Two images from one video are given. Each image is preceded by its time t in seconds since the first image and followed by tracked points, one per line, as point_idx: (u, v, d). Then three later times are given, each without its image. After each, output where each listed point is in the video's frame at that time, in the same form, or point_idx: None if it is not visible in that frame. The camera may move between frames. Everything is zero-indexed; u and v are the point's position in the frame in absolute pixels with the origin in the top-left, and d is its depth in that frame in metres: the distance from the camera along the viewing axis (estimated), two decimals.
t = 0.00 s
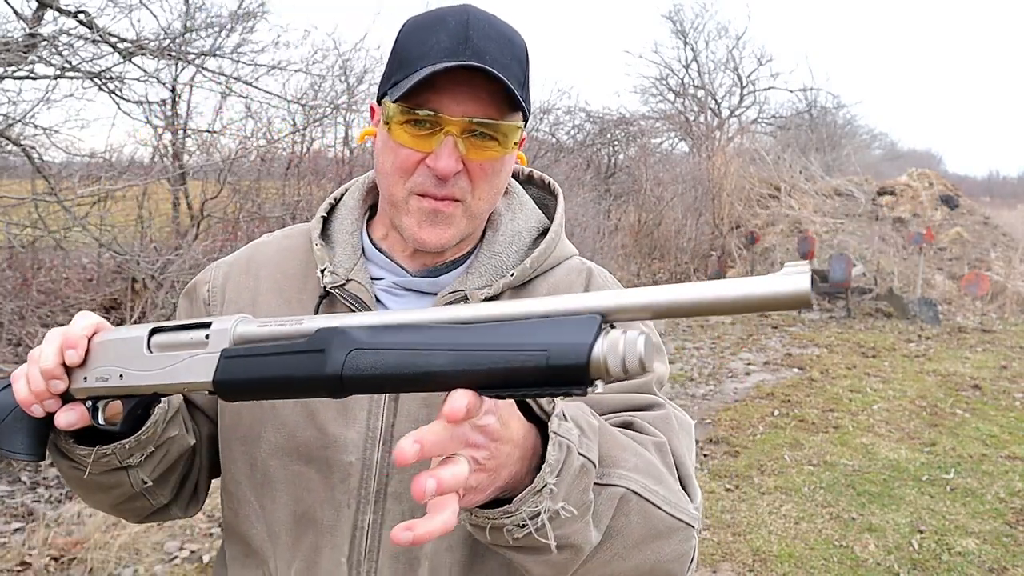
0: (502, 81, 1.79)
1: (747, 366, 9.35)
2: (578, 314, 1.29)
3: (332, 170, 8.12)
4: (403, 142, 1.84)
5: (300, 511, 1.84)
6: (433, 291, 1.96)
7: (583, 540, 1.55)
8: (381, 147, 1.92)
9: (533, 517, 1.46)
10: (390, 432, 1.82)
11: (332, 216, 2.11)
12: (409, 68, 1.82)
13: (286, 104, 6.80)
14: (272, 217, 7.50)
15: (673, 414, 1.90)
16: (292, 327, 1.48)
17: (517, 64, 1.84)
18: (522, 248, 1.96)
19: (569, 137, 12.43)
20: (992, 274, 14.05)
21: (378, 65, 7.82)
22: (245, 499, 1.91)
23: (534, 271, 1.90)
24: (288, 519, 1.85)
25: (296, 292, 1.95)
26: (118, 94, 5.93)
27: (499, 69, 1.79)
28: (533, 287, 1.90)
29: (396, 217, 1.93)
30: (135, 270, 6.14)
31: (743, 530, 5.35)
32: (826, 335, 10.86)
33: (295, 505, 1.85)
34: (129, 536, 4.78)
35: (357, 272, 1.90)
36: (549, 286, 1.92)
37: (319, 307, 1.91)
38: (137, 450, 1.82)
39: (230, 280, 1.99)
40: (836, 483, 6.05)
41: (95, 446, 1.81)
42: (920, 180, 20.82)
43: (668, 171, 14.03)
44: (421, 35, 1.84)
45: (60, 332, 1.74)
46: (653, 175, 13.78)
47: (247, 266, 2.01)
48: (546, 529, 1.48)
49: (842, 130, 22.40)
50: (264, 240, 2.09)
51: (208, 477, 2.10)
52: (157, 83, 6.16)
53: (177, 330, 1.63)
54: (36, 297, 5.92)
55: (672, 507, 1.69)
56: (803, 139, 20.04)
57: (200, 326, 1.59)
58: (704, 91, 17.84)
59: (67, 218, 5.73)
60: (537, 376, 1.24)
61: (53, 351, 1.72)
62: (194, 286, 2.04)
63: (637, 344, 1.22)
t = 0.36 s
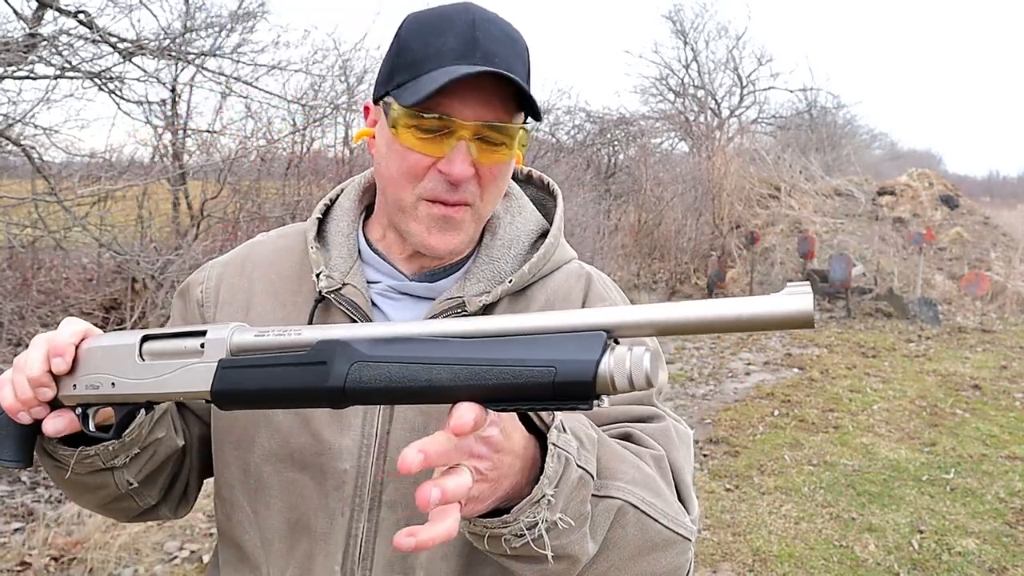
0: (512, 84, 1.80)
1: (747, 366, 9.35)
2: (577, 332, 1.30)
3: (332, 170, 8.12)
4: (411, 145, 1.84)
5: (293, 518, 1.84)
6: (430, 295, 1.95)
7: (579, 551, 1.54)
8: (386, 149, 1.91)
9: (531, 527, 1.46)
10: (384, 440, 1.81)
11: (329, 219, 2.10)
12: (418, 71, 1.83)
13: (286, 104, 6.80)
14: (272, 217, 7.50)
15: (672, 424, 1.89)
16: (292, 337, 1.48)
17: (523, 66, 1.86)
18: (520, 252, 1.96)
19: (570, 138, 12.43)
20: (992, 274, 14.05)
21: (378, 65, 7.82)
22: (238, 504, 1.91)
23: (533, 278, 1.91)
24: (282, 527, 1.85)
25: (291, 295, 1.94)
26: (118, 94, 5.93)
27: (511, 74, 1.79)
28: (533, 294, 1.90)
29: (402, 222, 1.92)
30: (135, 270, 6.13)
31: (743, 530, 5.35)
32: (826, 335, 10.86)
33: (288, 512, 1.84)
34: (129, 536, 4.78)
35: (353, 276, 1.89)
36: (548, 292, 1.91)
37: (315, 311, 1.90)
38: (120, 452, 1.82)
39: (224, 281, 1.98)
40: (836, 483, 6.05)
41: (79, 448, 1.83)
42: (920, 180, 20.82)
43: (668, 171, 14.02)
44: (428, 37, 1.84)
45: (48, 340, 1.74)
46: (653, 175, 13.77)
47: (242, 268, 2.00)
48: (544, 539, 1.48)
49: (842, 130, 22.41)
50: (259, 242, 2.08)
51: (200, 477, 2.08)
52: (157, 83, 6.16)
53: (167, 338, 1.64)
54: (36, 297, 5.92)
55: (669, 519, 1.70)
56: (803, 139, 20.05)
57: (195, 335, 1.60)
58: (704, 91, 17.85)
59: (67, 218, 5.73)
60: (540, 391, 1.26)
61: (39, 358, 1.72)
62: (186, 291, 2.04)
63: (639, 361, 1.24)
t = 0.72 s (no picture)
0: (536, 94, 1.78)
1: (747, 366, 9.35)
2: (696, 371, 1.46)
3: (332, 169, 8.13)
4: (435, 151, 1.78)
5: (331, 521, 1.74)
6: (455, 293, 1.92)
7: (639, 549, 1.60)
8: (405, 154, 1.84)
9: (605, 529, 1.54)
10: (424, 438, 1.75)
11: (340, 213, 1.96)
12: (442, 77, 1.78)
13: (286, 104, 6.80)
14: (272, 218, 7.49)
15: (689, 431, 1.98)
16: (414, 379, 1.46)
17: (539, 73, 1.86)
18: (534, 251, 1.97)
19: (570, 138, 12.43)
20: (992, 274, 14.05)
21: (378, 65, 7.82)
22: (264, 508, 1.77)
23: (551, 278, 1.93)
24: (317, 530, 1.74)
25: (311, 295, 1.84)
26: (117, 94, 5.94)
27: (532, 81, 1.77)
28: (553, 294, 1.91)
29: (419, 227, 1.86)
30: (135, 270, 6.07)
31: (743, 530, 5.35)
32: (826, 335, 10.86)
33: (324, 515, 1.74)
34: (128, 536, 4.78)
35: (377, 274, 1.81)
36: (565, 290, 1.93)
37: (339, 311, 1.81)
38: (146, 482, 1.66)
39: (227, 281, 1.82)
40: (836, 483, 6.05)
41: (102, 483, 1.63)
42: (920, 180, 20.83)
43: (668, 171, 14.02)
44: (449, 42, 1.79)
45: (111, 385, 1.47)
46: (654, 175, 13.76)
47: (250, 266, 1.85)
48: (617, 542, 1.56)
49: (841, 130, 22.43)
50: (260, 237, 1.92)
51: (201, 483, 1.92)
52: (157, 83, 6.17)
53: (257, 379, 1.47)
54: (36, 297, 5.94)
55: (701, 516, 1.74)
56: (802, 139, 20.06)
57: (296, 377, 1.46)
58: (704, 91, 17.85)
59: (67, 218, 5.72)
60: (671, 424, 1.44)
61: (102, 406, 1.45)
62: (183, 286, 1.83)
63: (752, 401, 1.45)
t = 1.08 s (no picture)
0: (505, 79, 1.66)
1: (747, 366, 9.34)
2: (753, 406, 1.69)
3: (332, 170, 8.16)
4: (399, 142, 1.70)
5: (370, 537, 1.65)
6: (477, 297, 1.86)
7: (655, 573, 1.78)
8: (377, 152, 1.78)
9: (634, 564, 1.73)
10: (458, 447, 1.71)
11: (353, 220, 1.84)
12: (404, 63, 1.68)
13: (287, 104, 6.79)
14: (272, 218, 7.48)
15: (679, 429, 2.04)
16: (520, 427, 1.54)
17: (522, 64, 1.72)
18: (550, 252, 1.97)
19: (570, 137, 12.42)
20: (992, 274, 14.04)
21: (378, 65, 7.81)
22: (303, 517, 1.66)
23: (566, 283, 1.92)
24: (354, 546, 1.65)
25: (333, 308, 1.72)
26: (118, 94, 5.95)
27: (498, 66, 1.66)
28: (570, 298, 1.90)
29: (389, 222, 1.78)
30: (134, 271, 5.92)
31: (743, 530, 5.35)
32: (826, 335, 10.86)
33: (361, 530, 1.64)
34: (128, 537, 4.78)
35: (398, 284, 1.72)
36: (581, 293, 1.92)
37: (363, 324, 1.71)
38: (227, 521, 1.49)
39: (243, 297, 1.69)
40: (836, 483, 6.05)
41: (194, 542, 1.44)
42: (919, 180, 20.83)
43: (668, 171, 13.99)
44: (418, 28, 1.69)
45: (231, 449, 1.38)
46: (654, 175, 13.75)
47: (261, 279, 1.73)
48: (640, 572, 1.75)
49: (841, 130, 22.41)
50: (267, 250, 1.79)
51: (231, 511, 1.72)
52: (158, 83, 6.16)
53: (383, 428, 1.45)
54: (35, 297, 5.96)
55: (695, 523, 1.85)
56: (802, 139, 20.06)
57: (421, 427, 1.47)
58: (704, 91, 17.85)
59: (67, 218, 5.72)
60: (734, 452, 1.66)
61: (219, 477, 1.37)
62: (189, 304, 1.68)
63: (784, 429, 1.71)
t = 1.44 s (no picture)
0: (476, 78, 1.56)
1: (747, 366, 9.34)
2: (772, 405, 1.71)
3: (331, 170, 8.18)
4: (355, 148, 1.56)
5: None
6: (441, 308, 1.78)
7: None
8: (327, 156, 1.64)
9: None
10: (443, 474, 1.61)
11: (299, 230, 1.66)
12: (362, 61, 1.54)
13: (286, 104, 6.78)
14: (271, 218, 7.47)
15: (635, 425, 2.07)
16: (573, 461, 1.49)
17: (490, 58, 1.62)
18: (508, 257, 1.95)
19: (570, 136, 12.52)
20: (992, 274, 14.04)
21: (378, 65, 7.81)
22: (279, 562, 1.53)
23: (527, 287, 1.92)
24: None
25: (285, 333, 1.57)
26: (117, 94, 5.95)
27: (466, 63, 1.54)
28: (534, 302, 1.91)
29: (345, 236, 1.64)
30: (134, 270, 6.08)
31: (743, 530, 5.35)
32: (826, 335, 10.86)
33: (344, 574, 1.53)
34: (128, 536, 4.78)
35: (359, 301, 1.59)
36: (541, 296, 1.94)
37: (324, 348, 1.57)
38: None
39: (180, 327, 1.50)
40: (836, 483, 6.04)
41: None
42: (919, 180, 20.86)
43: (668, 171, 14.00)
44: (374, 20, 1.56)
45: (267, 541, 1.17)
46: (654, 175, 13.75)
47: (199, 303, 1.54)
48: None
49: (841, 130, 22.45)
50: (199, 271, 1.61)
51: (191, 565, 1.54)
52: (157, 83, 6.17)
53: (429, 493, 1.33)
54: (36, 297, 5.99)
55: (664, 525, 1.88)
56: (802, 139, 20.07)
57: (465, 488, 1.37)
58: (704, 91, 17.87)
59: (66, 218, 5.72)
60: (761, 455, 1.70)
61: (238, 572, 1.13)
62: (110, 340, 1.46)
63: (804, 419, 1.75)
